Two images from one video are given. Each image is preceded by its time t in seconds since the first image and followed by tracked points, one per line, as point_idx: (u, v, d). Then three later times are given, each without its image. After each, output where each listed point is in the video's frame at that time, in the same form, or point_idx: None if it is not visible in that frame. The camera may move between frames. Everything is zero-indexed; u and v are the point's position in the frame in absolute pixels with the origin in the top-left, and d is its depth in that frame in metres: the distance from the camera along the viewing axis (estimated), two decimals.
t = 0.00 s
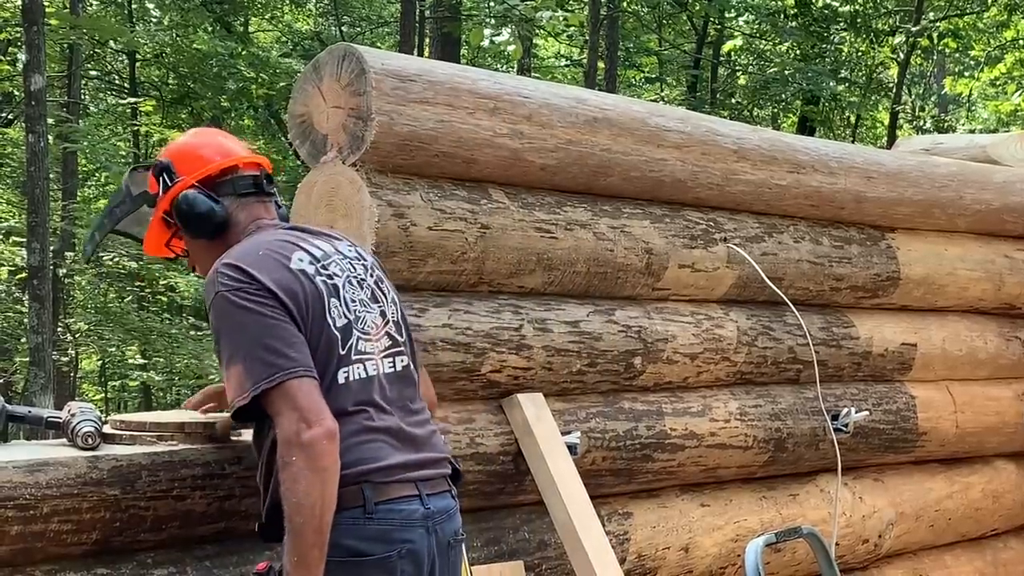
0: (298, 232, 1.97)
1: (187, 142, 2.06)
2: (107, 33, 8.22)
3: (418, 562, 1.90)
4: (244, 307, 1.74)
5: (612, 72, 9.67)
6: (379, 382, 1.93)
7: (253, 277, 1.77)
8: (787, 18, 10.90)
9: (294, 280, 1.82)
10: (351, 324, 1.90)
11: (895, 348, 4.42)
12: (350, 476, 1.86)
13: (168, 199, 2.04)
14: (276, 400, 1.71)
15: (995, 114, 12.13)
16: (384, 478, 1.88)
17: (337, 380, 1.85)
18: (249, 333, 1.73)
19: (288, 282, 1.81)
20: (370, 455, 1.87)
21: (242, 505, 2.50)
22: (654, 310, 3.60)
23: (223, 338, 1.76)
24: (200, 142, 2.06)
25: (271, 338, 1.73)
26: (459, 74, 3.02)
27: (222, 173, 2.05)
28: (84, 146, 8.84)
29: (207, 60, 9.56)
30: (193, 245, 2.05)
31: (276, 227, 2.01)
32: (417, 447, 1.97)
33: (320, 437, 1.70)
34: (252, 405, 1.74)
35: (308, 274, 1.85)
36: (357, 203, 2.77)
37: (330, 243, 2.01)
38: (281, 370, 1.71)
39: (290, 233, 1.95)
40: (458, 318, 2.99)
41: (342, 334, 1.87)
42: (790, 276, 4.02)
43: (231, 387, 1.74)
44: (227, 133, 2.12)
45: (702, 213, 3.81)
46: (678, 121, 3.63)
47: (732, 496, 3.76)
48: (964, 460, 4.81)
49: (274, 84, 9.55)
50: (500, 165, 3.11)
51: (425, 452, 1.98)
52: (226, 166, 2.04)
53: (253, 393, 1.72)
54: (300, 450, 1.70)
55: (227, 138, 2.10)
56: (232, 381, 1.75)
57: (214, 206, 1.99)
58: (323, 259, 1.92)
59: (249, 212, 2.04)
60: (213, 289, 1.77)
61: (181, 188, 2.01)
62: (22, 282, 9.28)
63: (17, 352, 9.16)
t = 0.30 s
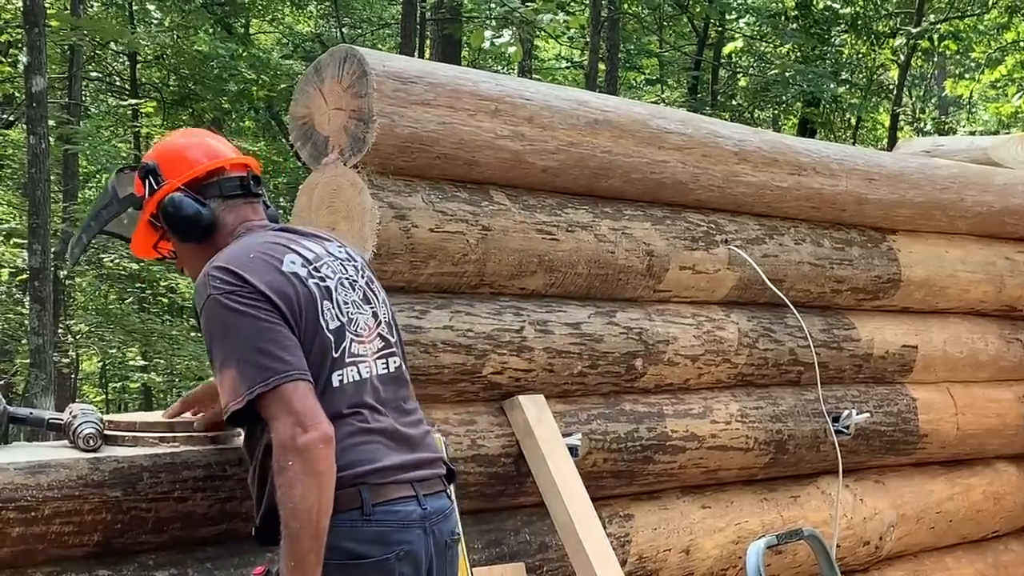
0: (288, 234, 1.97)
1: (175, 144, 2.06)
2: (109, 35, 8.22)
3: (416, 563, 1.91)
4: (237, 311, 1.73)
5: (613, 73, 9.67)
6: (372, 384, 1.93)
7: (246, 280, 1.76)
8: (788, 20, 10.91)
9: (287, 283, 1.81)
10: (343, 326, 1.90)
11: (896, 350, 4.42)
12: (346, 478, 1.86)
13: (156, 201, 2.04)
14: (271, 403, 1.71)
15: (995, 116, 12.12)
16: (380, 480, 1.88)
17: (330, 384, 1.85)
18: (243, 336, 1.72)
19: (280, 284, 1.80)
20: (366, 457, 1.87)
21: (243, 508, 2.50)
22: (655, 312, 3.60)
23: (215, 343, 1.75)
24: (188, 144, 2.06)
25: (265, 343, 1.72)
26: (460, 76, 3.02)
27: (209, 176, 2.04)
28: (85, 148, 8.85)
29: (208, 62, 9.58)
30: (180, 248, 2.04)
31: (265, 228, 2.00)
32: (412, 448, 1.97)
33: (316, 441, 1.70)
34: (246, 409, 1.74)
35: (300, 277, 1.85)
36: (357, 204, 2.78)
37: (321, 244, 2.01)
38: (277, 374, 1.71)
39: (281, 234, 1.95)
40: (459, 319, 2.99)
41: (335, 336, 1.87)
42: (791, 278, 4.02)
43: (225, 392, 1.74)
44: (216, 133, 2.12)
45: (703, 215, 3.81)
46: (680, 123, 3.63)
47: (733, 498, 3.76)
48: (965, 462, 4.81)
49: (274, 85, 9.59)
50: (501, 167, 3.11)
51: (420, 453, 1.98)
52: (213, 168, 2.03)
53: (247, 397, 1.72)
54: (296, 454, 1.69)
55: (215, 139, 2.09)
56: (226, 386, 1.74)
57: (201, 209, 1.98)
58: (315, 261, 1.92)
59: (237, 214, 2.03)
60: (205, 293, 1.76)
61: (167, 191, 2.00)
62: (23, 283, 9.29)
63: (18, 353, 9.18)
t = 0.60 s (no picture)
0: (286, 235, 1.96)
1: (167, 142, 2.04)
2: (110, 37, 8.22)
3: (413, 568, 1.91)
4: (236, 316, 1.73)
5: (614, 75, 9.66)
6: (368, 389, 1.93)
7: (244, 284, 1.76)
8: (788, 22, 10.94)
9: (286, 287, 1.81)
10: (340, 332, 1.90)
11: (897, 353, 4.41)
12: (343, 484, 1.86)
13: (149, 200, 2.03)
14: (269, 410, 1.71)
15: (996, 119, 12.11)
16: (377, 485, 1.88)
17: (327, 390, 1.85)
18: (242, 342, 1.72)
19: (279, 289, 1.80)
20: (362, 462, 1.87)
21: (243, 511, 2.51)
22: (657, 314, 3.60)
23: (214, 347, 1.74)
24: (181, 141, 2.04)
25: (263, 349, 1.72)
26: (461, 79, 3.02)
27: (201, 175, 2.03)
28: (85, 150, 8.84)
29: (208, 64, 9.59)
30: (173, 248, 2.04)
31: (262, 229, 2.00)
32: (407, 452, 1.97)
33: (315, 448, 1.70)
34: (244, 415, 1.74)
35: (299, 281, 1.84)
36: (360, 206, 2.78)
37: (318, 246, 2.00)
38: (275, 381, 1.70)
39: (279, 235, 1.94)
40: (460, 322, 3.00)
41: (332, 342, 1.87)
42: (792, 281, 4.02)
43: (222, 397, 1.73)
44: (211, 129, 2.10)
45: (704, 218, 3.82)
46: (680, 126, 3.64)
47: (734, 501, 3.76)
48: (965, 465, 4.81)
49: (275, 87, 9.62)
50: (502, 170, 3.11)
51: (415, 458, 1.98)
52: (206, 167, 2.02)
53: (245, 404, 1.72)
54: (295, 462, 1.69)
55: (209, 136, 2.07)
56: (223, 391, 1.74)
57: (192, 210, 1.98)
58: (313, 264, 1.91)
59: (229, 214, 2.02)
60: (203, 297, 1.75)
61: (159, 191, 2.00)
62: (24, 285, 9.29)
63: (18, 355, 9.19)
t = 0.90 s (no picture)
0: (288, 237, 1.96)
1: (167, 144, 2.04)
2: (110, 40, 8.22)
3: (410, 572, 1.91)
4: (236, 321, 1.73)
5: (615, 78, 9.66)
6: (368, 394, 1.93)
7: (245, 289, 1.76)
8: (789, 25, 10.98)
9: (286, 292, 1.81)
10: (341, 336, 1.90)
11: (898, 355, 4.42)
12: (341, 489, 1.86)
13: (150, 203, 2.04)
14: (267, 416, 1.70)
15: (997, 121, 12.09)
16: (375, 491, 1.88)
17: (327, 396, 1.85)
18: (241, 347, 1.72)
19: (279, 294, 1.80)
20: (361, 468, 1.88)
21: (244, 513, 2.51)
22: (657, 317, 3.60)
23: (213, 352, 1.74)
24: (180, 143, 2.04)
25: (262, 354, 1.72)
26: (461, 82, 3.02)
27: (201, 176, 2.02)
28: (85, 153, 8.83)
29: (209, 67, 9.58)
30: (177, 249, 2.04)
31: (268, 229, 2.00)
32: (407, 456, 1.97)
33: (312, 456, 1.70)
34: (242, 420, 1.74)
35: (300, 285, 1.84)
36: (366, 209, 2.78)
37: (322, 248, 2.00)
38: (274, 387, 1.70)
39: (281, 237, 1.94)
40: (461, 325, 3.00)
41: (333, 347, 1.87)
42: (792, 283, 4.02)
43: (220, 402, 1.73)
44: (211, 128, 2.09)
45: (704, 221, 3.82)
46: (681, 129, 3.64)
47: (734, 503, 3.76)
48: (966, 467, 4.81)
49: (276, 90, 9.60)
50: (503, 173, 3.11)
51: (415, 463, 1.99)
52: (204, 168, 2.02)
53: (243, 409, 1.71)
54: (292, 470, 1.69)
55: (209, 136, 2.06)
56: (222, 397, 1.73)
57: (192, 212, 1.97)
58: (315, 267, 1.91)
59: (230, 214, 2.01)
60: (202, 302, 1.75)
61: (160, 194, 2.00)
62: (24, 288, 9.29)
63: (19, 358, 9.20)
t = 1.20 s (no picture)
0: (296, 238, 1.97)
1: (165, 157, 2.03)
2: (109, 43, 8.23)
3: None
4: (233, 321, 1.73)
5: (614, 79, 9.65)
6: (370, 397, 1.92)
7: (244, 289, 1.76)
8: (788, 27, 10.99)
9: (286, 294, 1.81)
10: (343, 339, 1.89)
11: (896, 357, 4.42)
12: (338, 493, 1.86)
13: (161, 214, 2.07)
14: (259, 416, 1.71)
15: (995, 123, 12.10)
16: (374, 496, 1.88)
17: (327, 398, 1.85)
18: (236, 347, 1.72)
19: (278, 295, 1.80)
20: (359, 472, 1.87)
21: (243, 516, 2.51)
22: (655, 320, 3.60)
23: (211, 351, 1.75)
24: (176, 154, 2.03)
25: (257, 354, 1.72)
26: (460, 84, 3.03)
27: (197, 183, 2.00)
28: (84, 155, 8.82)
29: (208, 69, 9.59)
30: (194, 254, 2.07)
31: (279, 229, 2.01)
32: (408, 461, 1.97)
33: (301, 458, 1.70)
34: (236, 420, 1.74)
35: (300, 287, 1.84)
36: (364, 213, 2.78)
37: (329, 251, 2.01)
38: (267, 389, 1.70)
39: (289, 238, 1.95)
40: (459, 327, 3.00)
41: (333, 350, 1.86)
42: (791, 285, 4.02)
43: (216, 402, 1.74)
44: (205, 131, 2.06)
45: (703, 223, 3.82)
46: (680, 131, 3.64)
47: (733, 505, 3.77)
48: (965, 469, 4.81)
49: (275, 92, 9.61)
50: (502, 175, 3.11)
51: (416, 468, 1.98)
52: (198, 175, 2.00)
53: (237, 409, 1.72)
54: (281, 471, 1.70)
55: (202, 141, 2.03)
56: (217, 396, 1.74)
57: (192, 222, 1.98)
58: (319, 269, 1.91)
59: (231, 218, 2.01)
60: (203, 301, 1.76)
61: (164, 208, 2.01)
62: (23, 291, 9.29)
63: (18, 361, 9.20)
